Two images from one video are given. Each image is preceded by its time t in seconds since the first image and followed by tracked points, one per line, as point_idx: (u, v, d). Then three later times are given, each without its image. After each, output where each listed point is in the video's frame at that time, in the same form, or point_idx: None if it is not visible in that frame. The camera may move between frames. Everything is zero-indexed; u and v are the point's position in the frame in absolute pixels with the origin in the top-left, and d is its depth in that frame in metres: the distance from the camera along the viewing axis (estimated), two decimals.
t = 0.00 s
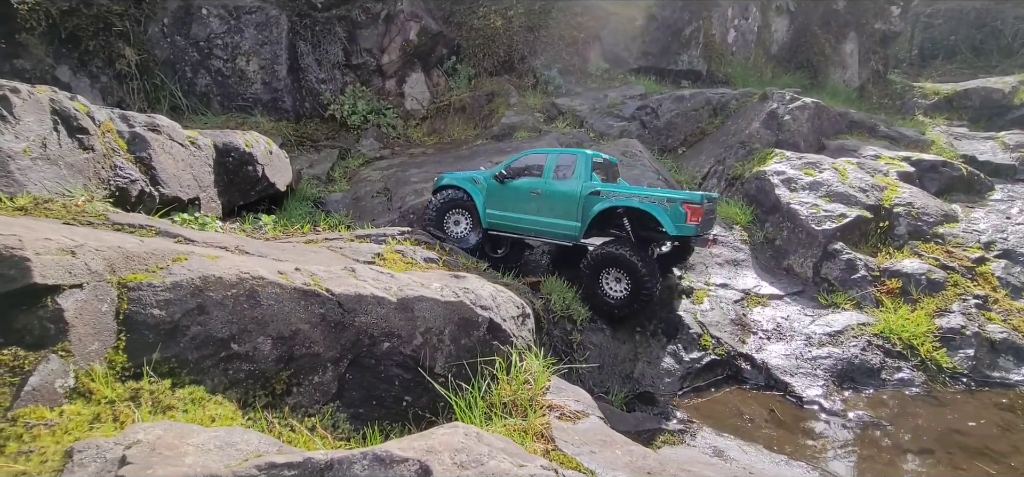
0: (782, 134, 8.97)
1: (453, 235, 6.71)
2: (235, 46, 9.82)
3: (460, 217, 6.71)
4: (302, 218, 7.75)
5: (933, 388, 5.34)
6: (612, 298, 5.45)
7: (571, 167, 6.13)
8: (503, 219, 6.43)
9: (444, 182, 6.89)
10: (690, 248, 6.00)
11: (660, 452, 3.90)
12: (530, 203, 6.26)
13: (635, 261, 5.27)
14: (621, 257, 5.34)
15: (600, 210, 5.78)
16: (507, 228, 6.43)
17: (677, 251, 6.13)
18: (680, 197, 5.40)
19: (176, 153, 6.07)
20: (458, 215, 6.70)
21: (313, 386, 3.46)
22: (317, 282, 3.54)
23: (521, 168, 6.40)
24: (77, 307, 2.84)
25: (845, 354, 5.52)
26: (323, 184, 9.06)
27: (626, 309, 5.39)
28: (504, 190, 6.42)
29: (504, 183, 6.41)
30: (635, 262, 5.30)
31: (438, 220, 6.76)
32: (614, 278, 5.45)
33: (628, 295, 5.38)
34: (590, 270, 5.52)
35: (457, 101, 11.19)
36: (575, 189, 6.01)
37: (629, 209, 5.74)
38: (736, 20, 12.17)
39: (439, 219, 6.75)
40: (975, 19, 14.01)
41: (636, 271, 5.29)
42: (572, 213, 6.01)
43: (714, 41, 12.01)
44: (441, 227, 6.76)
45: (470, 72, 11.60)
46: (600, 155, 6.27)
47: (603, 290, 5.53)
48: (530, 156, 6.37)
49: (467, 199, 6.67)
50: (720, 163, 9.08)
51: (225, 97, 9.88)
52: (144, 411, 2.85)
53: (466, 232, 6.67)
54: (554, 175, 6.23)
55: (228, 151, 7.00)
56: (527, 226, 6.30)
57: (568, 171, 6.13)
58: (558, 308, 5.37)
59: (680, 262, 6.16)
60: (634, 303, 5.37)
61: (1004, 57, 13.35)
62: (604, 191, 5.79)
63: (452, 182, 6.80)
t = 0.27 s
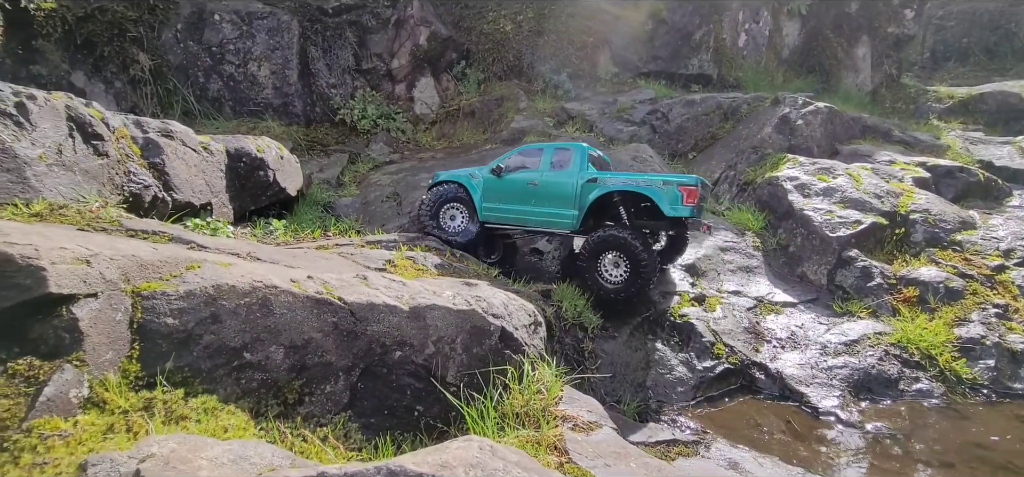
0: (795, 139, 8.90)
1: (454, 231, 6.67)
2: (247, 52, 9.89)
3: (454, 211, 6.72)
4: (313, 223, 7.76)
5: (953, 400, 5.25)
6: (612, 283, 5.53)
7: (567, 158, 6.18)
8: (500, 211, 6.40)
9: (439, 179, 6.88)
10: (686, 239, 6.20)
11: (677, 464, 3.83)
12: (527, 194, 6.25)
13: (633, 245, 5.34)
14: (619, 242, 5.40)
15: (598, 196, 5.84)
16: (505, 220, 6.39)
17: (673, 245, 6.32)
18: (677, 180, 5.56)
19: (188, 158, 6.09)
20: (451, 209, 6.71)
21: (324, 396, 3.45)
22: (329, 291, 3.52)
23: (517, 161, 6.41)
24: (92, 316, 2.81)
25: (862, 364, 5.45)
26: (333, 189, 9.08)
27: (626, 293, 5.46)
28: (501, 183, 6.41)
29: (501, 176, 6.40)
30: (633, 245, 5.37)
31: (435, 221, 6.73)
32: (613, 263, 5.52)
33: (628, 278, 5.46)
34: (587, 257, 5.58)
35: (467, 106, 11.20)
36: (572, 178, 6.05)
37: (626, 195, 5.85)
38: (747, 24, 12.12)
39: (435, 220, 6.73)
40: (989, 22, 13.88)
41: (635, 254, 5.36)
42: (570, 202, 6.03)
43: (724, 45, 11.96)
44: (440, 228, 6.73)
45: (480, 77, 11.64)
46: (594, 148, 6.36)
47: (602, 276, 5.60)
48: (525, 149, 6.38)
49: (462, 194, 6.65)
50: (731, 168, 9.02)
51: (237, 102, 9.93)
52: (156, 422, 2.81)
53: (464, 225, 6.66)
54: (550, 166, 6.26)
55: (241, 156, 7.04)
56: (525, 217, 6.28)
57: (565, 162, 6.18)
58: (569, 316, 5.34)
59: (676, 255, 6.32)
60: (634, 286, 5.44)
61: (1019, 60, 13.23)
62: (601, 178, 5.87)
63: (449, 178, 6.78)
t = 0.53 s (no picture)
0: (814, 141, 8.78)
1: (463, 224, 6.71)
2: (264, 55, 9.94)
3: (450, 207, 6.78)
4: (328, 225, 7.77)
5: (982, 410, 5.14)
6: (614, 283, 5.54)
7: (570, 158, 6.20)
8: (503, 210, 6.43)
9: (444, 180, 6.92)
10: (690, 238, 6.28)
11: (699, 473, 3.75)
12: (530, 193, 6.27)
13: (637, 242, 5.38)
14: (622, 241, 5.43)
15: (601, 194, 5.86)
16: (508, 219, 6.41)
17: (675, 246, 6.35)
18: (680, 176, 5.58)
19: (207, 161, 6.12)
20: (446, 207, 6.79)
21: (342, 401, 3.43)
22: (347, 295, 3.51)
23: (521, 160, 6.43)
24: (115, 320, 2.80)
25: (886, 372, 5.36)
26: (348, 191, 9.10)
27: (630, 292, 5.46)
28: (504, 182, 6.44)
29: (504, 175, 6.42)
30: (637, 243, 5.41)
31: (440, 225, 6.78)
32: (615, 262, 5.54)
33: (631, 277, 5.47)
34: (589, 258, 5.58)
35: (481, 108, 11.20)
36: (575, 177, 6.06)
37: (629, 193, 5.86)
38: (764, 25, 12.00)
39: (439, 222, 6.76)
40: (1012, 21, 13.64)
41: (638, 252, 5.40)
42: (573, 200, 6.04)
43: (741, 46, 11.86)
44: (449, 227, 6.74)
45: (494, 79, 11.65)
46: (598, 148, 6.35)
47: (604, 276, 5.60)
48: (528, 148, 6.40)
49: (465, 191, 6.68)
50: (748, 170, 8.92)
51: (253, 105, 9.98)
52: (176, 427, 2.79)
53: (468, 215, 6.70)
54: (553, 165, 6.27)
55: (258, 159, 7.08)
56: (528, 216, 6.30)
57: (568, 161, 6.19)
58: (586, 321, 5.30)
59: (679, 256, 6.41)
60: (637, 285, 5.45)
61: None
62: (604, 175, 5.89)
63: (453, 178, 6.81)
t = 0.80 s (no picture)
0: (836, 141, 8.65)
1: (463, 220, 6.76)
2: (282, 57, 10.02)
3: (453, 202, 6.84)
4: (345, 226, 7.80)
5: (1016, 418, 5.02)
6: (617, 264, 5.66)
7: (569, 147, 6.24)
8: (506, 202, 6.52)
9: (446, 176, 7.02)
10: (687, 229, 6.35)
11: None
12: (531, 184, 6.34)
13: (638, 221, 5.51)
14: (623, 220, 5.57)
15: (600, 178, 5.87)
16: (511, 210, 6.49)
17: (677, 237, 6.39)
18: (678, 156, 5.53)
19: (228, 162, 6.17)
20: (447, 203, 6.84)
21: (364, 400, 3.43)
22: (369, 294, 3.51)
23: (520, 153, 6.50)
24: (142, 317, 2.81)
25: (915, 377, 5.29)
26: (364, 191, 9.14)
27: (632, 272, 5.57)
28: (505, 175, 6.53)
29: (505, 168, 6.52)
30: (638, 222, 5.53)
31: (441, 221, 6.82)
32: (618, 243, 5.68)
33: (633, 258, 5.58)
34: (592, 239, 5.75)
35: (496, 109, 11.21)
36: (574, 166, 6.11)
37: (629, 176, 5.85)
38: (783, 23, 11.87)
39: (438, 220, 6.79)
40: None
41: (641, 232, 5.52)
42: (572, 188, 6.09)
43: (759, 45, 11.76)
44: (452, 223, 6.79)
45: (509, 80, 11.67)
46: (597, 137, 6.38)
47: (607, 258, 5.74)
48: (527, 141, 6.47)
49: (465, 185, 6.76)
50: (768, 170, 8.83)
51: (272, 106, 10.05)
52: (202, 424, 2.80)
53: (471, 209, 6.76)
54: (552, 156, 6.32)
55: (277, 159, 7.14)
56: (530, 206, 6.37)
57: (566, 152, 6.24)
58: (605, 322, 5.25)
59: (682, 247, 6.39)
60: (638, 265, 5.55)
61: None
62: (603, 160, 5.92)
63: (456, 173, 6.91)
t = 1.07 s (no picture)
0: (853, 141, 8.55)
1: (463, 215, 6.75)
2: (296, 60, 10.08)
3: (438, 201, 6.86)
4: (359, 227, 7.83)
5: None
6: (610, 256, 5.66)
7: (558, 145, 6.27)
8: (499, 201, 6.53)
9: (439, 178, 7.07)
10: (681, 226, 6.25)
11: None
12: (522, 181, 6.36)
13: (632, 213, 5.52)
14: (617, 211, 5.58)
15: (590, 171, 5.88)
16: (504, 208, 6.50)
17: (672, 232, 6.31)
18: (665, 145, 5.53)
19: (244, 164, 6.22)
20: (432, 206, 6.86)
21: (380, 402, 3.43)
22: (385, 296, 3.52)
23: (512, 152, 6.55)
24: (163, 319, 2.83)
25: (937, 381, 5.23)
26: (377, 193, 9.17)
27: (625, 264, 5.57)
28: (497, 175, 6.56)
29: (496, 168, 6.55)
30: (632, 213, 5.55)
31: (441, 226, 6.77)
32: (610, 235, 5.68)
33: (625, 249, 5.58)
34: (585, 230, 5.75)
35: (508, 110, 11.22)
36: (564, 162, 6.13)
37: (619, 169, 5.85)
38: (798, 23, 11.78)
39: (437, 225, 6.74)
40: None
41: (634, 224, 5.54)
42: (564, 183, 6.10)
43: (774, 45, 11.68)
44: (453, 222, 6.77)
45: (521, 82, 11.69)
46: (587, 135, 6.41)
47: (599, 249, 5.73)
48: (518, 141, 6.52)
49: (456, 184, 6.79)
50: (783, 172, 8.76)
51: (286, 109, 10.11)
52: (221, 425, 2.81)
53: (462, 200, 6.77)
54: (543, 154, 6.36)
55: (292, 161, 7.19)
56: (523, 203, 6.38)
57: (556, 149, 6.27)
58: (620, 324, 5.21)
59: (674, 243, 6.36)
60: (631, 256, 5.56)
61: None
62: (592, 154, 5.93)
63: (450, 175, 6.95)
